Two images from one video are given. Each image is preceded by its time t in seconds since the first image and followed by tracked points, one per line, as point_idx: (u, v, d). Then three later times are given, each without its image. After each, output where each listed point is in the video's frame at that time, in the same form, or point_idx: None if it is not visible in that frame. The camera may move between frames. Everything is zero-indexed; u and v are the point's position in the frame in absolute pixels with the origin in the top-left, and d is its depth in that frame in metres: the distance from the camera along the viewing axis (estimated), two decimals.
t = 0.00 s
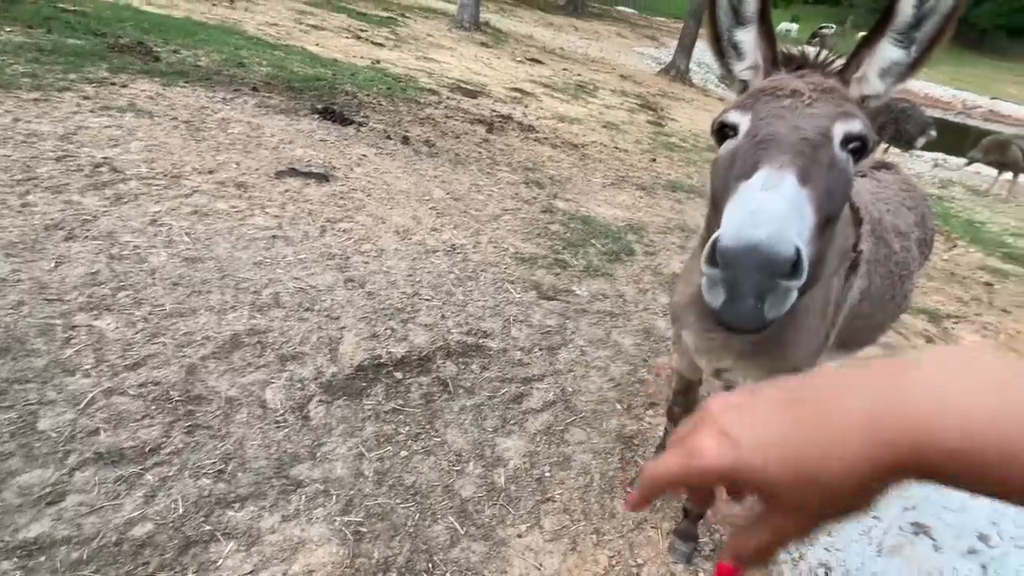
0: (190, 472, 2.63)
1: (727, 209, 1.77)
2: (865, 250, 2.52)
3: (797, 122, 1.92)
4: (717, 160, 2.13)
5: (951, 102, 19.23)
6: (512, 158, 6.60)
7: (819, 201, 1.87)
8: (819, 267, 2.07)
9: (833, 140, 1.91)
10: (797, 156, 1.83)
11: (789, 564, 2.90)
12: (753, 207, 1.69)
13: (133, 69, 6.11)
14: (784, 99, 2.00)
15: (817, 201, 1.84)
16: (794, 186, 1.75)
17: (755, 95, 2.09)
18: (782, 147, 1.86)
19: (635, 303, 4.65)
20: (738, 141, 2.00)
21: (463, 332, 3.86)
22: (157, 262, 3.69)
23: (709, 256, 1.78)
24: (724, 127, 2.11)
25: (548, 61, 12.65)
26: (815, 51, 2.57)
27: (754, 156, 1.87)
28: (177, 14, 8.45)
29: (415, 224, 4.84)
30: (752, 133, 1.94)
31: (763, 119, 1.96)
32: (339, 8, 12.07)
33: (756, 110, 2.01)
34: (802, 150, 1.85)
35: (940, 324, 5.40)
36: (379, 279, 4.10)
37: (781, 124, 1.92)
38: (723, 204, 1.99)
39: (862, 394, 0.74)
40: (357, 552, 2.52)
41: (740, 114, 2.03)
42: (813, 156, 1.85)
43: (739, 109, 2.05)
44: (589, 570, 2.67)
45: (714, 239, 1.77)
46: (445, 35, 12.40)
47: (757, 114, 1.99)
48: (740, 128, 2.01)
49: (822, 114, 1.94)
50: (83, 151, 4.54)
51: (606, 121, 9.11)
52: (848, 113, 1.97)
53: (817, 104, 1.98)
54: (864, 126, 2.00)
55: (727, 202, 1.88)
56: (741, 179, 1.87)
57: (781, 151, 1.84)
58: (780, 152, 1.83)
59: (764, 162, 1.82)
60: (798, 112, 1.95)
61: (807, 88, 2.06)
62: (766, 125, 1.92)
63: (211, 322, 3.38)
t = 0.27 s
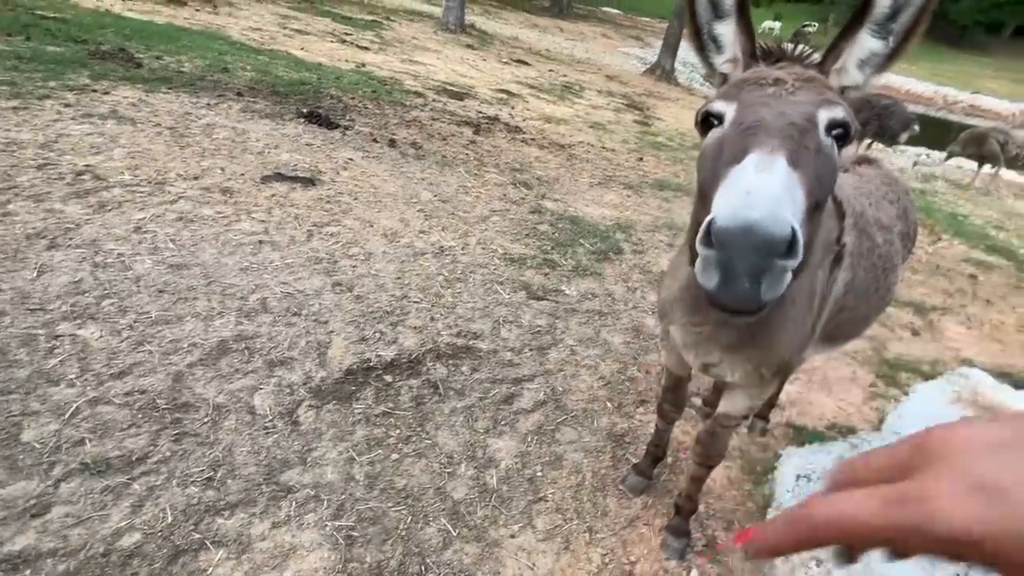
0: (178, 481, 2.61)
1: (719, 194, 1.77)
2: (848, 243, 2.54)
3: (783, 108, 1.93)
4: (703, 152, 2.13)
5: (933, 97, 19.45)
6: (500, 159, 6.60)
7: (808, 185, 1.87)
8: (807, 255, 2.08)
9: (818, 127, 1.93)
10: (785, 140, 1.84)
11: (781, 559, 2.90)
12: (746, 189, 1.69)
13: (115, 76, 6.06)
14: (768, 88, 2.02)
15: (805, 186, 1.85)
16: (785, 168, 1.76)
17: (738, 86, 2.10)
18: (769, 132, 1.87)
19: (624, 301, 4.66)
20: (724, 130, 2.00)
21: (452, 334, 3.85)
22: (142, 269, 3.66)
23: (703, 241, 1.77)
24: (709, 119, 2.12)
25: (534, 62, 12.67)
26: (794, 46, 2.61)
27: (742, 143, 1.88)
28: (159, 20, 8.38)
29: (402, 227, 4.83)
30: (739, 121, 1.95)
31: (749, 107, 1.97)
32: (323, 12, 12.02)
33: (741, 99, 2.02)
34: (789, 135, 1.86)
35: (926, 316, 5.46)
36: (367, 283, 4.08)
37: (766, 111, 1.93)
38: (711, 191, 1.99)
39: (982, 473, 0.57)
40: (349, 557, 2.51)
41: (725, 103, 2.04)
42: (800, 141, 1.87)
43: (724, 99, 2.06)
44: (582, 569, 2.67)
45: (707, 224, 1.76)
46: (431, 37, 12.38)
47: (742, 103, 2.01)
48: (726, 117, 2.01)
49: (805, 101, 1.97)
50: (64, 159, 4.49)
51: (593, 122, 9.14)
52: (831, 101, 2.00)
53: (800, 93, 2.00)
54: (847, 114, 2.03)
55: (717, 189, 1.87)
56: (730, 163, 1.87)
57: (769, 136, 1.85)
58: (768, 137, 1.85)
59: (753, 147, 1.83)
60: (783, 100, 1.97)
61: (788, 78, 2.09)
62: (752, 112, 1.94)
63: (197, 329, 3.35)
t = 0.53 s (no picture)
0: (166, 497, 2.58)
1: (704, 217, 1.81)
2: (832, 243, 2.56)
3: (762, 124, 1.93)
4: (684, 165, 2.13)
5: (912, 99, 19.75)
6: (486, 167, 6.61)
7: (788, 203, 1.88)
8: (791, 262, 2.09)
9: (797, 142, 1.93)
10: (766, 159, 1.85)
11: (774, 559, 2.93)
12: (730, 213, 1.73)
13: (97, 90, 6.02)
14: (748, 102, 2.00)
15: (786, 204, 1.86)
16: (767, 189, 1.78)
17: (717, 98, 2.08)
18: (750, 151, 1.86)
19: (613, 306, 4.67)
20: (704, 145, 1.99)
21: (442, 342, 3.84)
22: (127, 284, 3.62)
23: (691, 266, 1.82)
24: (689, 131, 2.10)
25: (519, 70, 12.73)
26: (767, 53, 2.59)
27: (722, 162, 1.88)
28: (141, 33, 8.33)
29: (390, 236, 4.82)
30: (719, 137, 1.94)
31: (728, 122, 1.96)
32: (307, 23, 12.02)
33: (720, 113, 2.00)
34: (769, 153, 1.87)
35: (910, 315, 5.52)
36: (355, 293, 4.07)
37: (746, 127, 1.92)
38: (695, 208, 2.00)
39: None
40: (342, 569, 2.49)
41: (705, 117, 2.03)
42: (780, 157, 1.87)
43: (704, 113, 2.05)
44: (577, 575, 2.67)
45: (694, 248, 1.81)
46: (415, 47, 12.42)
47: (722, 118, 1.99)
48: (706, 132, 2.00)
49: (784, 115, 1.96)
50: (46, 175, 4.45)
51: (578, 128, 9.19)
52: (810, 114, 1.99)
53: (779, 106, 1.99)
54: (826, 124, 2.03)
55: (700, 210, 1.90)
56: (711, 183, 1.88)
57: (750, 156, 1.85)
58: (749, 156, 1.85)
59: (734, 167, 1.84)
60: (762, 114, 1.95)
61: (767, 89, 2.07)
62: (733, 129, 1.92)
63: (184, 343, 3.32)
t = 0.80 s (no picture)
0: (157, 516, 2.55)
1: (692, 247, 1.84)
2: (819, 247, 2.59)
3: (750, 146, 1.93)
4: (674, 180, 2.14)
5: (894, 103, 20.04)
6: (475, 177, 6.63)
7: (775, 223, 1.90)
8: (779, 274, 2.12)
9: (785, 163, 1.93)
10: (754, 185, 1.86)
11: (770, 563, 2.93)
12: (718, 246, 1.76)
13: (82, 107, 5.99)
14: (736, 120, 1.99)
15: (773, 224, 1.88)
16: (754, 218, 1.80)
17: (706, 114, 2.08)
18: (739, 175, 1.87)
19: (604, 314, 4.68)
20: (694, 165, 2.00)
21: (434, 354, 3.83)
22: (114, 302, 3.59)
23: (681, 296, 1.85)
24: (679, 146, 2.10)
25: (505, 81, 12.81)
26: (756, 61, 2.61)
27: (712, 185, 1.89)
28: (126, 50, 8.31)
29: (380, 248, 4.82)
30: (708, 159, 1.95)
31: (717, 143, 1.96)
32: (293, 37, 12.04)
33: (710, 131, 2.00)
34: (757, 177, 1.88)
35: (898, 317, 5.57)
36: (346, 306, 4.05)
37: (734, 149, 1.93)
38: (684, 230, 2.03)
39: None
40: None
41: (695, 135, 2.02)
42: (767, 182, 1.89)
43: (693, 131, 2.04)
44: None
45: (684, 278, 1.84)
46: (402, 60, 12.46)
47: (711, 137, 1.99)
48: (696, 151, 2.00)
49: (772, 135, 1.96)
50: (31, 193, 4.41)
51: (566, 138, 9.24)
52: (797, 132, 1.99)
53: (767, 125, 1.99)
54: (813, 142, 2.03)
55: (689, 234, 1.92)
56: (699, 208, 1.90)
57: (738, 180, 1.86)
58: (737, 182, 1.86)
59: (722, 194, 1.86)
60: (751, 134, 1.95)
61: (755, 105, 2.07)
62: (722, 152, 1.93)
63: (174, 360, 3.29)
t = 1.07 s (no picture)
0: (146, 532, 2.52)
1: (678, 280, 1.82)
2: (803, 249, 2.62)
3: (735, 171, 1.87)
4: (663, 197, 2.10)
5: (874, 107, 20.34)
6: (462, 186, 6.64)
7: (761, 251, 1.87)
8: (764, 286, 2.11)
9: (770, 188, 1.88)
10: (738, 215, 1.82)
11: (762, 564, 2.94)
12: (702, 286, 1.74)
13: (64, 120, 5.94)
14: (723, 140, 1.93)
15: (758, 254, 1.86)
16: (740, 254, 1.77)
17: (694, 131, 2.01)
18: (724, 205, 1.83)
19: (593, 320, 4.69)
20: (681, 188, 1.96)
21: (424, 362, 3.83)
22: (99, 316, 3.55)
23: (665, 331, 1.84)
24: (667, 164, 2.05)
25: (491, 89, 12.86)
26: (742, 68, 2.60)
27: (697, 213, 1.85)
28: (108, 63, 8.26)
29: (368, 258, 4.81)
30: (695, 184, 1.90)
31: (703, 165, 1.91)
32: (278, 48, 12.02)
33: (697, 153, 1.94)
34: (743, 206, 1.83)
35: (883, 317, 5.63)
36: (334, 316, 4.04)
37: (720, 174, 1.87)
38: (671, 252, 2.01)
39: None
40: None
41: (683, 156, 1.97)
42: (751, 210, 1.84)
43: (681, 150, 1.99)
44: None
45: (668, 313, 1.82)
46: (387, 69, 12.48)
47: (699, 160, 1.93)
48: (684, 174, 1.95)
49: (758, 158, 1.90)
50: (13, 208, 4.36)
51: (552, 145, 9.29)
52: (784, 154, 1.93)
53: (754, 147, 1.91)
54: (800, 162, 1.97)
55: (675, 264, 1.90)
56: (685, 237, 1.87)
57: (723, 210, 1.82)
58: (722, 212, 1.82)
59: (706, 224, 1.82)
60: (738, 158, 1.89)
61: (742, 124, 1.99)
62: (707, 177, 1.87)
63: (160, 374, 3.26)
